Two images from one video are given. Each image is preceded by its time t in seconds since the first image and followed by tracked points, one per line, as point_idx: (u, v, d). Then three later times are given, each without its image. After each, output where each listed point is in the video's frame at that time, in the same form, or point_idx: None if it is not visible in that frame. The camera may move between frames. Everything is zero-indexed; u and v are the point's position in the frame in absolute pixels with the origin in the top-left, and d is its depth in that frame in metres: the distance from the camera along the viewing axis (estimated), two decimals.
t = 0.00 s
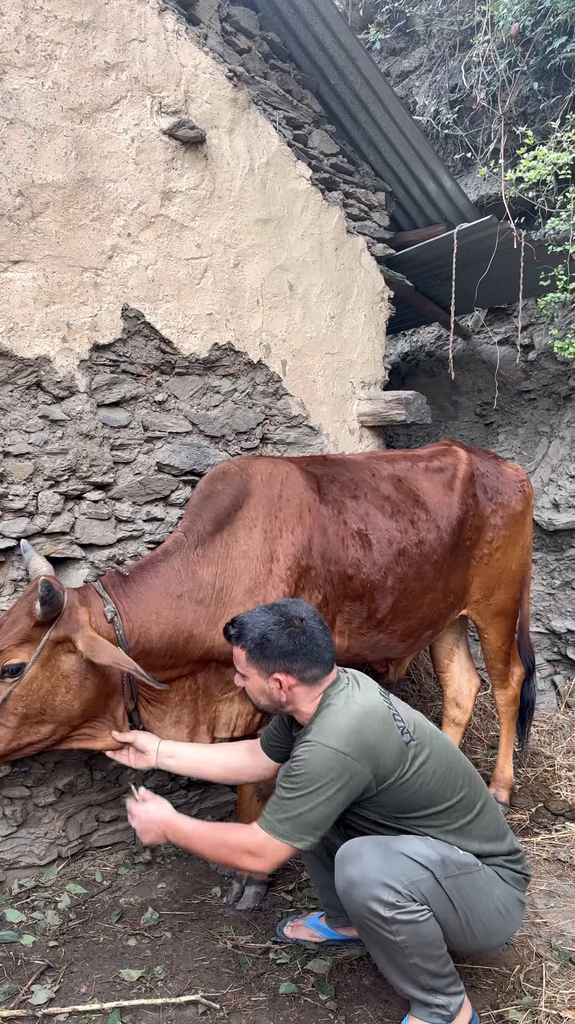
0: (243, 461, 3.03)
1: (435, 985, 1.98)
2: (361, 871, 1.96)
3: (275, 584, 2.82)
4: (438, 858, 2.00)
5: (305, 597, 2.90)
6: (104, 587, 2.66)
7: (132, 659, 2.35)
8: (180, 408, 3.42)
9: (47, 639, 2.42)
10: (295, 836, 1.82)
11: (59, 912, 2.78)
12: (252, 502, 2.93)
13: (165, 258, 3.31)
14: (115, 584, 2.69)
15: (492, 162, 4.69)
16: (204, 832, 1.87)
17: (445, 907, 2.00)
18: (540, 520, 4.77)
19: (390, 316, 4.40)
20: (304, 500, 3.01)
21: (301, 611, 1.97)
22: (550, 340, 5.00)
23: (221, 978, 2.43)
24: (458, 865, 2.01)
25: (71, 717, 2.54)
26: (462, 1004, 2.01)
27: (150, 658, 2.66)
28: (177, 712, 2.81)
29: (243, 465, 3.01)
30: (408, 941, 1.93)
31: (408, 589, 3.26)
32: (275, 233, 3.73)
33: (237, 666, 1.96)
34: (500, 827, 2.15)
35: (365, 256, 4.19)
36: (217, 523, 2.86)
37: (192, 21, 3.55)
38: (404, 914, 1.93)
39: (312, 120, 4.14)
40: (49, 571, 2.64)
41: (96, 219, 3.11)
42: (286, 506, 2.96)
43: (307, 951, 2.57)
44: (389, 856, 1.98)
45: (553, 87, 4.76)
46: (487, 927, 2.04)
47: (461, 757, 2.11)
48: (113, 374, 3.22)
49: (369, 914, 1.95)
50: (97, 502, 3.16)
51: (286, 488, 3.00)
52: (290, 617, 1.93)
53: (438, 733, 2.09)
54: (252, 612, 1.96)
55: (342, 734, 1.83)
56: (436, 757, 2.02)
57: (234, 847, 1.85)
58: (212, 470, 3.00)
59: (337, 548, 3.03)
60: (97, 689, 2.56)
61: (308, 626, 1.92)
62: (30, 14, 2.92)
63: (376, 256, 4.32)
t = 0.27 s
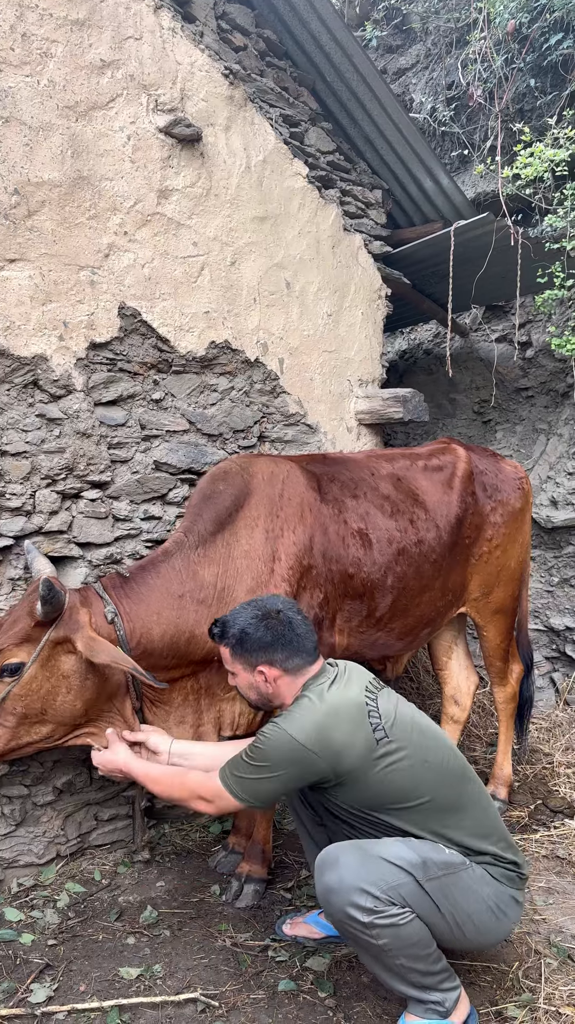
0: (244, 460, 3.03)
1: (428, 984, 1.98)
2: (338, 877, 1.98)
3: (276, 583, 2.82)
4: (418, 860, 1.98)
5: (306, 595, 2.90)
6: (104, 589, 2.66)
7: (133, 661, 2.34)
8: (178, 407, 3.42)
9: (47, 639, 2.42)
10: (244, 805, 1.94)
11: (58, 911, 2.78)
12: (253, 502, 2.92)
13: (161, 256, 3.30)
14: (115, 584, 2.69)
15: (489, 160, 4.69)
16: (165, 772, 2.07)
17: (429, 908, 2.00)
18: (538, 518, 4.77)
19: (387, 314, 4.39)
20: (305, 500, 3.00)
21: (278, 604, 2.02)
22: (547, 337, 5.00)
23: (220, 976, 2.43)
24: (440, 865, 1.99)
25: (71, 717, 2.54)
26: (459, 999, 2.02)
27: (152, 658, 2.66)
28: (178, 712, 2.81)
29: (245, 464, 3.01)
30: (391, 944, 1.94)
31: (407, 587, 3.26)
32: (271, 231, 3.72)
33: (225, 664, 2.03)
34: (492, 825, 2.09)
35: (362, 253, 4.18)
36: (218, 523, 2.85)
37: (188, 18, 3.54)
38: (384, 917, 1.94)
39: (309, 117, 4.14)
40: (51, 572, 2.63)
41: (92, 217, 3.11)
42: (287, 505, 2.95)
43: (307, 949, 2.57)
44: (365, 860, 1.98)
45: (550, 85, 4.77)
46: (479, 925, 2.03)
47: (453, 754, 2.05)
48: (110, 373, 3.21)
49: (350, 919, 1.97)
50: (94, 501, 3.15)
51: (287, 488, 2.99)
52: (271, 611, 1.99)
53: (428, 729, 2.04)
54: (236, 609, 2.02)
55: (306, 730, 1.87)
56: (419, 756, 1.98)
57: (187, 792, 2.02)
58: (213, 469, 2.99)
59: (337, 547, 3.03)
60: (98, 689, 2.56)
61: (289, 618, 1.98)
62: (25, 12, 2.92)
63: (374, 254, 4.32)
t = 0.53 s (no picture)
0: (242, 459, 3.03)
1: (422, 980, 2.00)
2: (324, 876, 2.00)
3: (274, 582, 2.81)
4: (403, 858, 1.98)
5: (304, 593, 2.89)
6: (101, 589, 2.66)
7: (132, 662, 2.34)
8: (175, 405, 3.41)
9: (46, 640, 2.42)
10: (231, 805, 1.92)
11: (56, 910, 2.78)
12: (251, 501, 2.92)
13: (157, 254, 3.30)
14: (112, 584, 2.69)
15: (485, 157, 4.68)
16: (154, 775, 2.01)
17: (418, 904, 2.00)
18: (536, 515, 4.77)
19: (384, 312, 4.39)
20: (303, 498, 3.00)
21: (255, 605, 2.03)
22: (545, 334, 5.00)
23: (218, 974, 2.43)
24: (427, 863, 1.98)
25: (70, 717, 2.55)
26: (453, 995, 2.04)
27: (149, 657, 2.66)
28: (176, 710, 2.81)
29: (242, 463, 3.01)
30: (379, 940, 1.97)
31: (406, 585, 3.26)
32: (268, 229, 3.72)
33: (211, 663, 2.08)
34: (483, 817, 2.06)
35: (359, 251, 4.18)
36: (215, 522, 2.85)
37: (184, 16, 3.53)
38: (371, 914, 1.96)
39: (305, 115, 4.13)
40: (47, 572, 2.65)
41: (88, 216, 3.10)
42: (286, 504, 2.95)
43: (305, 947, 2.58)
44: (350, 859, 1.99)
45: (547, 81, 4.77)
46: (472, 920, 2.02)
47: (439, 746, 2.02)
48: (107, 371, 3.21)
49: (338, 918, 1.99)
50: (91, 500, 3.15)
51: (285, 486, 2.99)
52: (246, 611, 2.00)
53: (416, 724, 2.02)
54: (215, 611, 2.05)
55: (290, 725, 1.87)
56: (404, 750, 1.95)
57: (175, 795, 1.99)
58: (211, 469, 2.99)
59: (335, 546, 3.03)
60: (95, 689, 2.57)
61: (263, 618, 1.99)
62: (20, 10, 2.91)
63: (370, 252, 4.32)
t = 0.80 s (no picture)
0: (236, 459, 3.03)
1: (412, 978, 2.00)
2: (298, 886, 2.00)
3: (267, 581, 2.81)
4: (377, 862, 1.97)
5: (298, 592, 2.89)
6: (95, 589, 2.66)
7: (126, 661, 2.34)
8: (170, 404, 3.41)
9: (42, 641, 2.42)
10: (229, 796, 1.97)
11: (52, 909, 2.77)
12: (245, 500, 2.92)
13: (152, 254, 3.30)
14: (105, 584, 2.69)
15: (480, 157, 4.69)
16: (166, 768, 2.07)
17: (399, 905, 1.99)
18: (532, 514, 4.77)
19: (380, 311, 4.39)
20: (298, 497, 3.00)
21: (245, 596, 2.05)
22: (540, 334, 5.00)
23: (214, 973, 2.43)
24: (403, 866, 1.97)
25: (69, 717, 2.55)
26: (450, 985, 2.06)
27: (143, 657, 2.66)
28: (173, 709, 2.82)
29: (236, 462, 3.01)
30: (358, 945, 1.97)
31: (402, 584, 3.27)
32: (263, 228, 3.72)
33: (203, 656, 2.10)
34: (476, 809, 2.01)
35: (355, 251, 4.18)
36: (209, 522, 2.85)
37: (179, 16, 3.53)
38: (348, 920, 1.96)
39: (300, 115, 4.13)
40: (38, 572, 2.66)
41: (83, 215, 3.10)
42: (279, 503, 2.95)
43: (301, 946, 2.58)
44: (323, 867, 1.99)
45: (542, 80, 4.76)
46: (462, 914, 2.00)
47: (428, 736, 1.99)
48: (102, 371, 3.21)
49: (316, 926, 1.99)
50: (86, 500, 3.15)
51: (280, 485, 2.99)
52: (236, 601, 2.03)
53: (404, 713, 1.99)
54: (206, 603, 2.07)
55: (272, 716, 1.89)
56: (389, 739, 1.94)
57: (185, 803, 2.01)
58: (204, 469, 3.00)
59: (330, 545, 3.03)
60: (92, 688, 2.58)
61: (252, 608, 2.01)
62: (14, 9, 2.91)
63: (366, 251, 4.32)
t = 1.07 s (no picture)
0: (232, 458, 3.03)
1: (391, 983, 2.04)
2: (251, 907, 2.12)
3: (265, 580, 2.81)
4: (315, 888, 2.00)
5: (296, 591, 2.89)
6: (92, 589, 2.66)
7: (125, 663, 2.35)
8: (169, 404, 3.41)
9: (41, 642, 2.43)
10: (240, 798, 1.99)
11: (52, 910, 2.77)
12: (241, 499, 2.92)
13: (151, 254, 3.30)
14: (102, 585, 2.70)
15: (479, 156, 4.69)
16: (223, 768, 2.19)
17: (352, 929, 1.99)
18: (530, 514, 4.78)
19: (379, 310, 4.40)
20: (294, 496, 3.00)
21: (266, 582, 2.07)
22: (539, 334, 5.01)
23: (213, 973, 2.43)
24: (343, 894, 1.95)
25: (68, 717, 2.55)
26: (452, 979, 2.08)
27: (140, 657, 2.66)
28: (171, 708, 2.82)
29: (232, 462, 3.01)
30: (315, 957, 2.07)
31: (401, 583, 3.27)
32: (262, 228, 3.72)
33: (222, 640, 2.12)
34: (476, 837, 1.86)
35: (353, 250, 4.18)
36: (205, 521, 2.85)
37: (177, 16, 3.53)
38: (296, 939, 2.05)
39: (299, 114, 4.13)
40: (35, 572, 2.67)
41: (82, 216, 3.10)
42: (276, 502, 2.95)
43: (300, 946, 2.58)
44: (265, 891, 2.08)
45: (540, 79, 4.76)
46: (424, 937, 1.93)
47: (427, 753, 1.87)
48: (101, 371, 3.21)
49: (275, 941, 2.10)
50: (85, 500, 3.15)
51: (275, 484, 2.99)
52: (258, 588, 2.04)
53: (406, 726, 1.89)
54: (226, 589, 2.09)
55: (270, 714, 1.90)
56: (383, 750, 1.86)
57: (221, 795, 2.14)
58: (200, 469, 3.00)
59: (326, 544, 3.03)
60: (91, 688, 2.58)
61: (273, 595, 2.02)
62: (13, 9, 2.90)
63: (365, 251, 4.32)
